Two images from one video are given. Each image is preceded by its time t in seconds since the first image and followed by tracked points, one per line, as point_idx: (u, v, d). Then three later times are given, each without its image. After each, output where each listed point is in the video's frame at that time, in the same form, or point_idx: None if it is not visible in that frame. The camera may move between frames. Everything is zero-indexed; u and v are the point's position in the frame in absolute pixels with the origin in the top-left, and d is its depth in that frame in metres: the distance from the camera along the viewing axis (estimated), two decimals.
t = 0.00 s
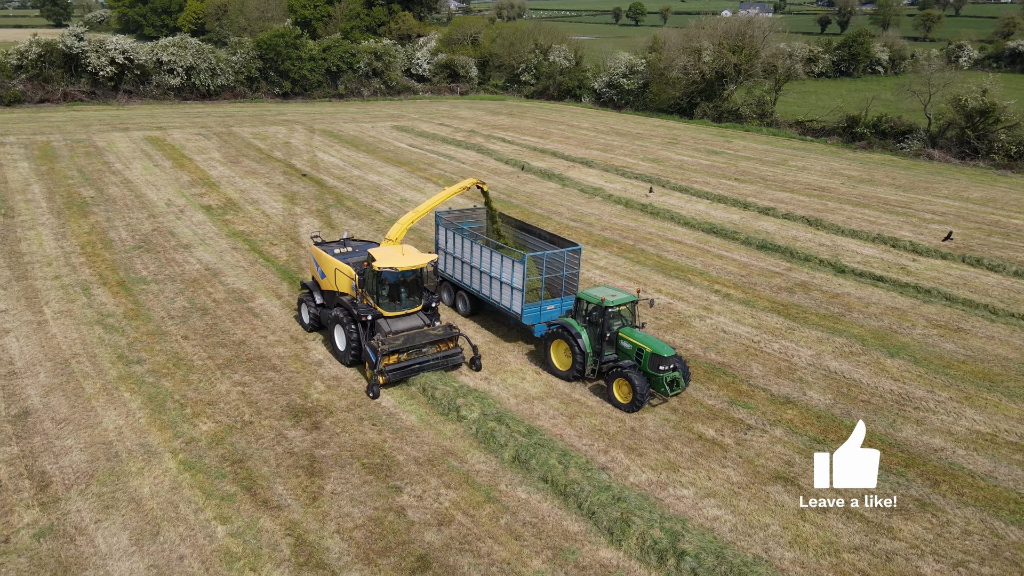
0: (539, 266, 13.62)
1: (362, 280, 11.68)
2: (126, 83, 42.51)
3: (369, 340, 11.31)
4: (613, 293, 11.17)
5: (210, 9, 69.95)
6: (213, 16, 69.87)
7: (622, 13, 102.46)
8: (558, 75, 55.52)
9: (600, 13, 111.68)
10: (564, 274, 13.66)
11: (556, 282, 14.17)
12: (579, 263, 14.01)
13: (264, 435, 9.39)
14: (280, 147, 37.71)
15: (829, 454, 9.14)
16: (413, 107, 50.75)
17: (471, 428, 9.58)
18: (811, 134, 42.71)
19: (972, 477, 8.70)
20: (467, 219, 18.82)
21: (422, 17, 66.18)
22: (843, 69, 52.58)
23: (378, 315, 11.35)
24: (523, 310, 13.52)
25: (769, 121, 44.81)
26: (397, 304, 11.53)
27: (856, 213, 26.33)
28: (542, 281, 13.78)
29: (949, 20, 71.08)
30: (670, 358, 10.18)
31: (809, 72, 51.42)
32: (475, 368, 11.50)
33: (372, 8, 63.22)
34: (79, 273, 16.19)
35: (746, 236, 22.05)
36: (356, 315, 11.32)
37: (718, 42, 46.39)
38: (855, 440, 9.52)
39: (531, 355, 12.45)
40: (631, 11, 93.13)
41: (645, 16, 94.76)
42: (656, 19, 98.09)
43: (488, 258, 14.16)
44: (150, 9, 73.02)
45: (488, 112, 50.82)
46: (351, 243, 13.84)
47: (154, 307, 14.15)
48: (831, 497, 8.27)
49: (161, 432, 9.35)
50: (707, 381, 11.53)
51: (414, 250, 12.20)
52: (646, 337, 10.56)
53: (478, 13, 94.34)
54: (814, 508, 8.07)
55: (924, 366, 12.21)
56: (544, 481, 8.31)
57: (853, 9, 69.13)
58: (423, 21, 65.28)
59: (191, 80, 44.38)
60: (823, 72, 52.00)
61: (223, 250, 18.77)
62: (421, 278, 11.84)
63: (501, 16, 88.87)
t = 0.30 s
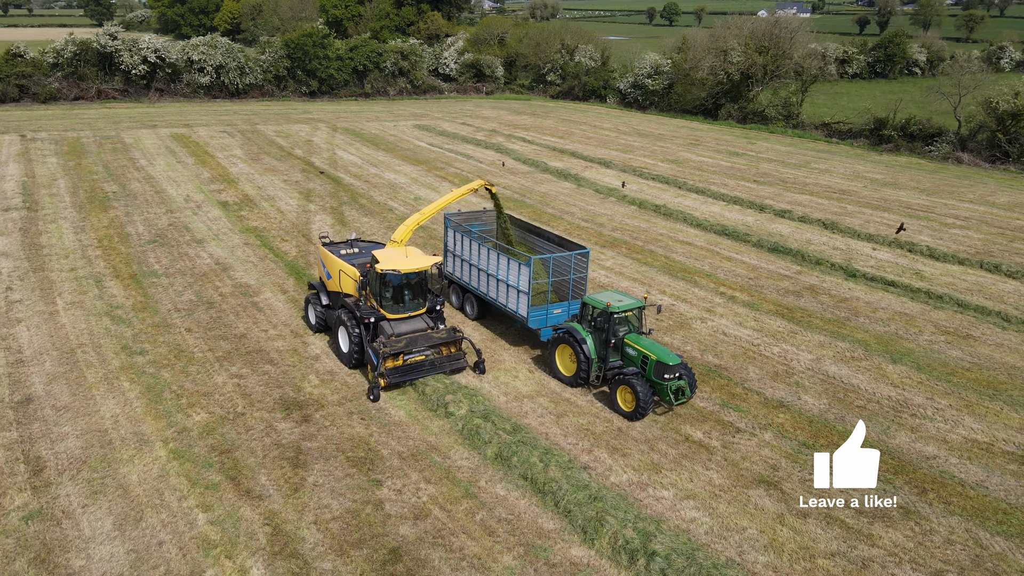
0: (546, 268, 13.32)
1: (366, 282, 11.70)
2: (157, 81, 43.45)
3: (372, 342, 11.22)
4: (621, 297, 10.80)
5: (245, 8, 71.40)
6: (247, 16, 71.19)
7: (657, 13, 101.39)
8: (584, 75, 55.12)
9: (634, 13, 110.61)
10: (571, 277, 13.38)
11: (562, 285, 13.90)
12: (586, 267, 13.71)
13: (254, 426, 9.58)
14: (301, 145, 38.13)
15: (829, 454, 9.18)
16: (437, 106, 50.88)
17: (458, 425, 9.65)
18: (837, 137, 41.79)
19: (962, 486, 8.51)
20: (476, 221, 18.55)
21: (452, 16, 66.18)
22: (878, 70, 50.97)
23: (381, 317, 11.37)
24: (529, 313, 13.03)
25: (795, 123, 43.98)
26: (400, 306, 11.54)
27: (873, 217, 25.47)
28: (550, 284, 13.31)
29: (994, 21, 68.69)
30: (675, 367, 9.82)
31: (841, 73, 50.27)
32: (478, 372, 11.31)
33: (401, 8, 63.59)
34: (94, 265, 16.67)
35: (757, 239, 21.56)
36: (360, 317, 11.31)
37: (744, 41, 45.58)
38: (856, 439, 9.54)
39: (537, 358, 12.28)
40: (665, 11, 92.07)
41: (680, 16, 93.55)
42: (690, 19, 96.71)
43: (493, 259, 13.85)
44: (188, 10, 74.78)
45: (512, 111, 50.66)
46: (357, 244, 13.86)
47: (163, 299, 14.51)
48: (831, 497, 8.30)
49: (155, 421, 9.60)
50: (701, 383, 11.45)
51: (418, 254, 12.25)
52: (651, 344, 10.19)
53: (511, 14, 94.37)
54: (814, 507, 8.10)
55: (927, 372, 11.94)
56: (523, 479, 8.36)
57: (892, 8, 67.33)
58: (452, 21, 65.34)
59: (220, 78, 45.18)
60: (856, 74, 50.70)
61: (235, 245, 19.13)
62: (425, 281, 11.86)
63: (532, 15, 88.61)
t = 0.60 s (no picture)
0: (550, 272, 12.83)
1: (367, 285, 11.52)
2: (184, 80, 44.26)
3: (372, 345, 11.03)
4: (625, 304, 10.62)
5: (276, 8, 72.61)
6: (278, 16, 72.36)
7: (687, 13, 100.19)
8: (606, 75, 54.65)
9: (665, 13, 109.63)
10: (575, 282, 12.92)
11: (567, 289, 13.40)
12: (591, 271, 13.28)
13: (243, 419, 9.75)
14: (319, 143, 38.36)
15: (829, 454, 9.20)
16: (458, 105, 50.83)
17: (443, 422, 9.73)
18: (861, 139, 40.90)
19: (948, 494, 8.38)
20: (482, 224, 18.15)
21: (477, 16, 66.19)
22: (911, 71, 49.38)
23: (381, 320, 11.15)
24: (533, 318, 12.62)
25: (819, 125, 43.16)
26: (400, 309, 11.32)
27: (887, 220, 24.75)
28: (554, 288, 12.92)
29: None
30: (677, 376, 9.55)
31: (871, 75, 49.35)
32: (478, 376, 11.12)
33: (428, 8, 63.80)
34: (106, 259, 17.10)
35: (766, 241, 21.13)
36: (359, 320, 11.11)
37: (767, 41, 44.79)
38: (856, 439, 9.56)
39: (540, 363, 12.12)
40: (695, 12, 91.08)
41: (711, 16, 92.45)
42: (721, 19, 95.39)
43: (496, 262, 13.51)
44: (221, 10, 76.62)
45: (532, 111, 50.46)
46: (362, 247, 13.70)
47: (168, 293, 14.82)
48: (831, 497, 8.33)
49: (148, 411, 9.83)
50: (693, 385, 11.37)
51: (421, 257, 12.05)
52: (654, 352, 9.95)
53: (540, 14, 94.13)
54: (814, 507, 8.13)
55: (925, 378, 11.68)
56: (501, 476, 8.41)
57: (930, 9, 65.64)
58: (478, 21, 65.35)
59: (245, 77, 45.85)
60: (887, 75, 49.50)
61: (244, 241, 19.45)
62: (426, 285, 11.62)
63: (563, 15, 88.11)
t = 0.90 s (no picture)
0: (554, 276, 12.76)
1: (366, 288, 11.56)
2: (209, 78, 44.95)
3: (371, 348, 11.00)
4: (628, 310, 10.37)
5: (305, 8, 73.60)
6: (306, 16, 73.37)
7: (717, 13, 99.16)
8: (627, 76, 54.15)
9: (696, 13, 108.57)
10: (578, 287, 12.75)
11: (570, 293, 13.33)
12: (595, 275, 13.08)
13: (234, 411, 9.94)
14: (336, 142, 38.51)
15: (830, 454, 9.23)
16: (478, 105, 50.68)
17: (429, 418, 9.82)
18: (883, 141, 39.91)
19: (932, 500, 8.26)
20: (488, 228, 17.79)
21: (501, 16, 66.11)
22: (943, 73, 48.14)
23: (380, 323, 11.20)
24: (535, 323, 12.51)
25: (840, 127, 42.21)
26: (399, 312, 11.37)
27: (901, 223, 24.10)
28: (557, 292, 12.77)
29: None
30: (675, 385, 9.31)
31: (901, 76, 48.48)
32: (478, 381, 10.89)
33: (452, 9, 63.86)
34: (118, 253, 17.51)
35: (773, 244, 20.72)
36: (358, 323, 11.12)
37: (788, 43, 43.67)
38: (856, 440, 9.57)
39: (540, 368, 11.93)
40: (726, 13, 90.01)
41: (742, 16, 91.28)
42: (752, 19, 94.05)
43: (499, 265, 13.27)
44: (251, 10, 78.18)
45: (551, 111, 50.16)
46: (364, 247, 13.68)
47: (173, 287, 15.12)
48: (832, 497, 8.35)
49: (142, 402, 10.07)
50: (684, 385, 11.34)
51: (420, 260, 12.08)
52: (654, 361, 9.70)
53: (568, 14, 93.62)
54: (813, 507, 8.15)
55: (922, 384, 11.44)
56: (481, 472, 8.48)
57: (966, 9, 63.92)
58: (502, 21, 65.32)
59: (268, 76, 46.32)
60: (919, 77, 48.40)
61: (253, 238, 19.75)
62: (425, 288, 11.66)
63: (592, 15, 87.26)
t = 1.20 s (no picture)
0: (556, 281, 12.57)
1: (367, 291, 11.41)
2: (233, 78, 45.68)
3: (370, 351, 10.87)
4: (630, 317, 10.11)
5: (333, 9, 74.69)
6: (334, 16, 74.56)
7: (749, 14, 98.00)
8: (649, 77, 53.39)
9: (727, 14, 107.59)
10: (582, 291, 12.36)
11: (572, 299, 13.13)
12: (600, 280, 12.71)
13: (228, 403, 10.14)
14: (353, 141, 38.71)
15: (830, 454, 9.26)
16: (497, 105, 50.54)
17: (417, 414, 9.92)
18: (906, 144, 38.93)
19: (916, 506, 8.17)
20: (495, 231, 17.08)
21: (525, 16, 66.10)
22: (976, 75, 47.03)
23: (380, 327, 11.07)
24: (538, 328, 12.13)
25: (863, 129, 41.22)
26: (400, 316, 11.21)
27: (916, 227, 23.54)
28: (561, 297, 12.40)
29: None
30: (673, 396, 9.04)
31: (932, 78, 47.60)
32: (479, 386, 10.71)
33: (476, 8, 63.88)
34: (131, 247, 17.94)
35: (782, 246, 20.41)
36: (358, 325, 11.00)
37: (811, 46, 42.75)
38: (856, 439, 9.62)
39: (542, 372, 11.79)
40: (756, 13, 88.98)
41: (773, 16, 90.13)
42: (782, 19, 92.73)
43: (503, 268, 12.93)
44: (281, 10, 79.89)
45: (571, 112, 49.79)
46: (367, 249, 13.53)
47: (180, 281, 15.45)
48: (831, 498, 8.39)
49: (139, 392, 10.32)
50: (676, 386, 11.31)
51: (422, 263, 11.87)
52: (653, 370, 9.44)
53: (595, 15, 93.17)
54: (814, 507, 8.21)
55: (919, 390, 11.26)
56: (463, 468, 8.58)
57: (1004, 9, 62.16)
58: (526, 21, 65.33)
59: (291, 75, 46.86)
60: (950, 78, 47.36)
61: (263, 234, 20.07)
62: (426, 291, 11.47)
63: (619, 15, 86.56)
